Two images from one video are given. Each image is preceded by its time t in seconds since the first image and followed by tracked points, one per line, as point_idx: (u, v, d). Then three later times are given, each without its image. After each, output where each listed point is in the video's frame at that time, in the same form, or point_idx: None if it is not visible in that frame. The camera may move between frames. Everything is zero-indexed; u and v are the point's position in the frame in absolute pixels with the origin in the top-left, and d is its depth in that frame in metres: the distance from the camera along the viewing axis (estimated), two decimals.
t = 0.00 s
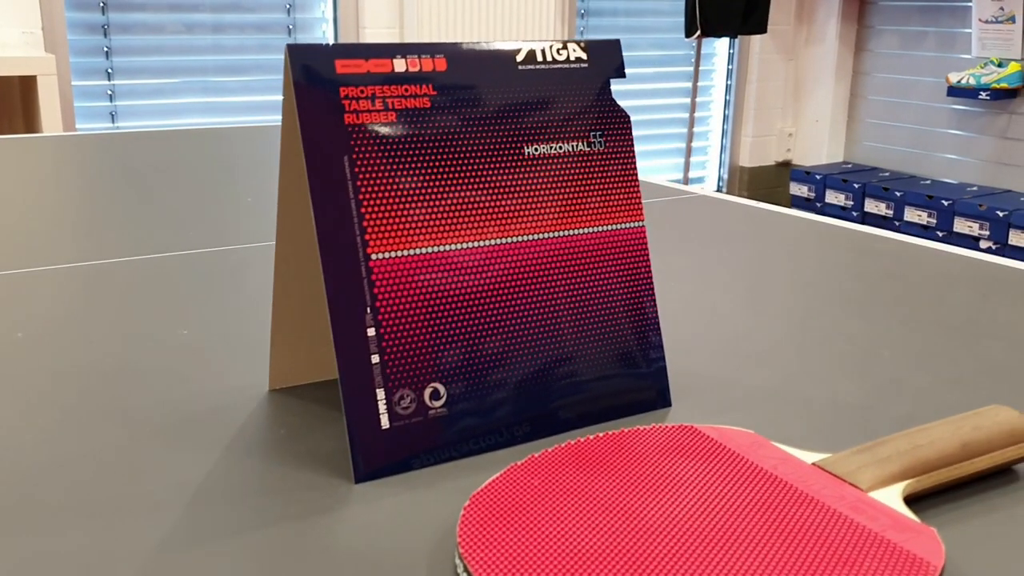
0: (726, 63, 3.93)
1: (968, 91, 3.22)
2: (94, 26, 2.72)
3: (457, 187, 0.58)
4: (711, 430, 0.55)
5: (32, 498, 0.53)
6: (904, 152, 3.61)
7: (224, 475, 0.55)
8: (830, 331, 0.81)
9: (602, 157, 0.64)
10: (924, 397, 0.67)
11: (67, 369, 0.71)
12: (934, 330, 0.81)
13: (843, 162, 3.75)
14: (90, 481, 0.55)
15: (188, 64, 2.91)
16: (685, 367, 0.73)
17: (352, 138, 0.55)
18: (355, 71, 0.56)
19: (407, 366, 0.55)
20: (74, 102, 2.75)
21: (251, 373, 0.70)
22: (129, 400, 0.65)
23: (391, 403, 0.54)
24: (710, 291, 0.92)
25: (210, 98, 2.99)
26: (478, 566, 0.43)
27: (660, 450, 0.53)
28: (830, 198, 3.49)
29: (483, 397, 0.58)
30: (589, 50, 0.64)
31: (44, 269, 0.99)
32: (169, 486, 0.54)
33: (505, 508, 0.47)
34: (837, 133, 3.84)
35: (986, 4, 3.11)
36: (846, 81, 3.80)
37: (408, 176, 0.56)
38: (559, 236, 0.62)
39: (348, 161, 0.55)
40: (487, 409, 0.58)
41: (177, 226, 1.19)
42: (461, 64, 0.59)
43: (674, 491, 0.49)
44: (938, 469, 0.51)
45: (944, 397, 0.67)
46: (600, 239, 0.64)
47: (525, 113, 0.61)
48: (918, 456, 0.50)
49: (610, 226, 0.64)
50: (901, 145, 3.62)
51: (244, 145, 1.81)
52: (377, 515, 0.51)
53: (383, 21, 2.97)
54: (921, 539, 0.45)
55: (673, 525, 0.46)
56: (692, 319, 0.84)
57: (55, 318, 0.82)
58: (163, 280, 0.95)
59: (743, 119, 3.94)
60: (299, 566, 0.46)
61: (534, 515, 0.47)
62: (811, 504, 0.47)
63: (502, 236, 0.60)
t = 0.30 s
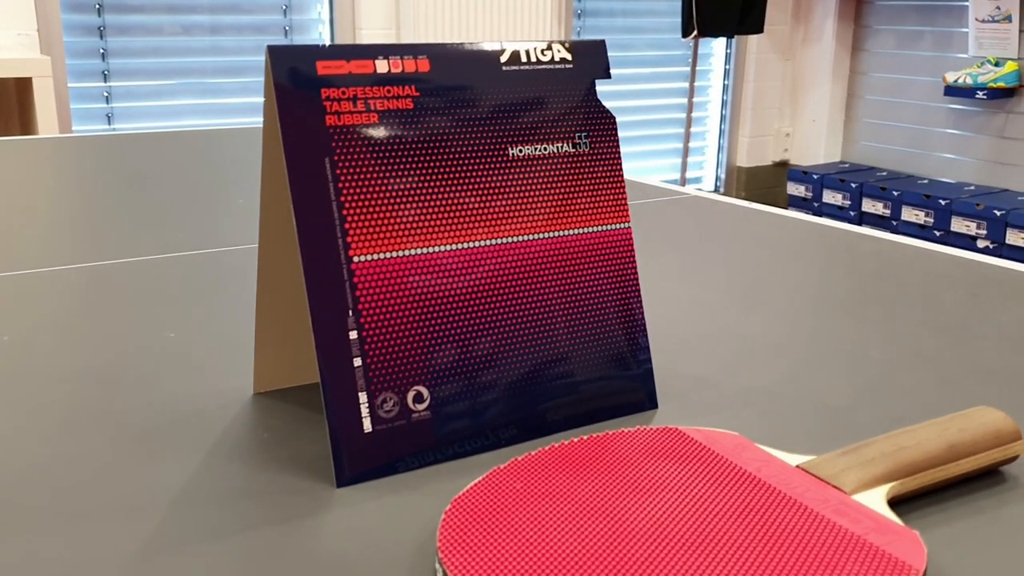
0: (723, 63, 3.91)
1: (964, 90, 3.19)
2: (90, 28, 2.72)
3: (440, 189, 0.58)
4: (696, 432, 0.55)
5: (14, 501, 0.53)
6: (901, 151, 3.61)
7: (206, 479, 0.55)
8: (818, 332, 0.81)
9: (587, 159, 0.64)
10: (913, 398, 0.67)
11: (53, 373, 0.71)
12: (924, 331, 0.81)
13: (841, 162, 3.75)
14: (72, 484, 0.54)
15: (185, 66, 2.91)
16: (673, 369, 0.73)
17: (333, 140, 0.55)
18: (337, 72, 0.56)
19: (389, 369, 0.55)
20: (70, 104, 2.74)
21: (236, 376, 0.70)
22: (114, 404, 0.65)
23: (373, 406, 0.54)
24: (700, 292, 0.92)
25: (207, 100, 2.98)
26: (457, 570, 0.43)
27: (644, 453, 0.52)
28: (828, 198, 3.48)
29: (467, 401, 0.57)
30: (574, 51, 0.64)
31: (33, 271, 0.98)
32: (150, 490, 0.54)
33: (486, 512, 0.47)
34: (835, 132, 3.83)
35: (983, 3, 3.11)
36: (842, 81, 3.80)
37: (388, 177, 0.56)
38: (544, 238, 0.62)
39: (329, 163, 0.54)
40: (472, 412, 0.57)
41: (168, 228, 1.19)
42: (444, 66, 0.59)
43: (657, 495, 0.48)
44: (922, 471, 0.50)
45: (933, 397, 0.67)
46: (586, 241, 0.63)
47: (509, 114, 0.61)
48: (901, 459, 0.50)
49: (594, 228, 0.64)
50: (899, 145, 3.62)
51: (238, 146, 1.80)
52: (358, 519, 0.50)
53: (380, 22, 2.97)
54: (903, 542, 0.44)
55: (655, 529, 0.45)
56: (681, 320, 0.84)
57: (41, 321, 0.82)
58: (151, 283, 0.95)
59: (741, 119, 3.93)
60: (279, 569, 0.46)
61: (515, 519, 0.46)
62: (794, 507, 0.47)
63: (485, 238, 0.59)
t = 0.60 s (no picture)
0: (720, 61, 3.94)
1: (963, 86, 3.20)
2: (85, 30, 2.71)
3: (430, 190, 0.57)
4: (689, 433, 0.54)
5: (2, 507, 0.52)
6: (899, 148, 3.60)
7: (194, 484, 0.54)
8: (813, 331, 0.81)
9: (577, 159, 0.63)
10: (907, 397, 0.67)
11: (43, 377, 0.70)
12: (919, 330, 0.80)
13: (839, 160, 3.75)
14: (60, 489, 0.54)
15: (181, 68, 2.90)
16: (667, 369, 0.73)
17: (321, 141, 0.54)
18: (324, 73, 0.55)
19: (379, 372, 0.54)
20: (66, 106, 2.73)
21: (227, 380, 0.69)
22: (104, 408, 0.65)
23: (363, 409, 0.53)
24: (695, 292, 0.92)
25: (202, 101, 2.97)
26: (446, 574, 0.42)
27: (636, 455, 0.52)
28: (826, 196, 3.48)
29: (459, 403, 0.57)
30: (564, 50, 0.64)
31: (24, 275, 0.98)
32: (138, 494, 0.53)
33: (475, 515, 0.47)
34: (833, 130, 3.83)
35: None
36: (840, 78, 3.80)
37: (377, 179, 0.56)
38: (534, 239, 0.61)
39: (317, 165, 0.54)
40: (464, 414, 0.57)
41: (160, 231, 1.18)
42: (432, 66, 0.59)
43: (649, 497, 0.48)
44: (915, 471, 0.50)
45: (927, 396, 0.67)
46: (577, 241, 0.63)
47: (499, 114, 0.60)
48: (895, 459, 0.50)
49: (586, 228, 0.63)
50: (897, 142, 3.61)
51: (232, 148, 1.79)
52: (348, 522, 0.50)
53: (375, 22, 2.96)
54: (896, 543, 0.44)
55: (646, 531, 0.45)
56: (673, 320, 0.84)
57: (32, 326, 0.81)
58: (143, 287, 0.94)
59: (738, 117, 3.92)
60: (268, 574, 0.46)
61: (504, 522, 0.46)
62: (786, 508, 0.46)
63: (476, 238, 0.59)
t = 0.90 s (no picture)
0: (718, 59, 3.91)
1: (960, 83, 3.21)
2: (81, 32, 2.71)
3: (420, 191, 0.57)
4: (681, 433, 0.54)
5: None
6: (896, 146, 3.60)
7: (186, 487, 0.54)
8: (808, 330, 0.80)
9: (569, 159, 0.63)
10: (901, 396, 0.67)
11: (34, 380, 0.70)
12: (914, 328, 0.80)
13: (837, 158, 3.75)
14: (51, 492, 0.54)
15: (177, 70, 2.90)
16: (661, 368, 0.73)
17: (310, 142, 0.54)
18: (313, 74, 0.55)
19: (370, 374, 0.54)
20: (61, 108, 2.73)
21: (220, 382, 0.69)
22: (96, 411, 0.65)
23: (353, 411, 0.53)
24: (689, 291, 0.91)
25: (199, 103, 2.97)
26: None
27: (628, 455, 0.52)
28: (824, 194, 3.48)
29: (450, 404, 0.57)
30: (555, 50, 0.63)
31: (17, 279, 0.98)
32: (129, 498, 0.53)
33: (466, 518, 0.46)
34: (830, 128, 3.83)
35: None
36: (837, 76, 3.80)
37: (366, 179, 0.55)
38: (526, 239, 0.61)
39: (307, 166, 0.54)
40: (456, 415, 0.57)
41: (154, 233, 1.18)
42: (422, 67, 0.58)
43: (639, 498, 0.48)
44: (908, 470, 0.50)
45: (921, 395, 0.67)
46: (569, 240, 0.63)
47: (490, 115, 0.60)
48: (887, 458, 0.50)
49: (577, 229, 0.63)
50: (894, 139, 3.61)
51: (227, 151, 1.79)
52: (339, 525, 0.50)
53: (372, 23, 2.96)
54: (887, 543, 0.44)
55: (636, 534, 0.45)
56: (667, 320, 0.83)
57: (23, 329, 0.81)
58: (136, 290, 0.94)
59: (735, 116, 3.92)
60: None
61: (495, 525, 0.46)
62: (778, 509, 0.46)
63: (466, 239, 0.59)
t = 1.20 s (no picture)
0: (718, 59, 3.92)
1: (961, 83, 3.21)
2: (83, 33, 2.71)
3: (419, 191, 0.57)
4: (680, 434, 0.54)
5: None
6: (897, 146, 3.60)
7: (185, 488, 0.54)
8: (807, 330, 0.80)
9: (569, 159, 0.63)
10: (900, 396, 0.67)
11: (33, 380, 0.70)
12: (914, 328, 0.80)
13: (838, 158, 3.75)
14: (50, 492, 0.54)
15: (178, 70, 2.90)
16: (660, 369, 0.73)
17: (310, 143, 0.54)
18: (313, 75, 0.55)
19: (370, 374, 0.54)
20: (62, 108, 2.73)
21: (219, 383, 0.69)
22: (95, 411, 0.65)
23: (353, 412, 0.53)
24: (689, 292, 0.91)
25: (200, 103, 2.97)
26: None
27: (627, 456, 0.52)
28: (825, 194, 3.48)
29: (450, 404, 0.57)
30: (555, 50, 0.63)
31: (16, 279, 0.97)
32: (128, 498, 0.53)
33: (466, 518, 0.46)
34: (831, 128, 3.83)
35: None
36: (838, 76, 3.80)
37: (365, 180, 0.55)
38: (525, 239, 0.61)
39: (306, 167, 0.54)
40: (455, 416, 0.57)
41: (154, 234, 1.18)
42: (421, 67, 0.58)
43: (638, 498, 0.48)
44: (907, 471, 0.50)
45: (921, 395, 0.67)
46: (568, 241, 0.63)
47: (489, 115, 0.60)
48: (887, 459, 0.50)
49: (577, 229, 0.63)
50: (895, 139, 3.61)
51: (227, 151, 1.79)
52: (338, 526, 0.50)
53: (372, 23, 2.96)
54: (885, 544, 0.44)
55: (635, 533, 0.45)
56: (667, 321, 0.83)
57: (23, 330, 0.81)
58: (136, 290, 0.94)
59: (736, 116, 3.92)
60: None
61: (494, 525, 0.46)
62: (777, 509, 0.46)
63: (466, 240, 0.59)
